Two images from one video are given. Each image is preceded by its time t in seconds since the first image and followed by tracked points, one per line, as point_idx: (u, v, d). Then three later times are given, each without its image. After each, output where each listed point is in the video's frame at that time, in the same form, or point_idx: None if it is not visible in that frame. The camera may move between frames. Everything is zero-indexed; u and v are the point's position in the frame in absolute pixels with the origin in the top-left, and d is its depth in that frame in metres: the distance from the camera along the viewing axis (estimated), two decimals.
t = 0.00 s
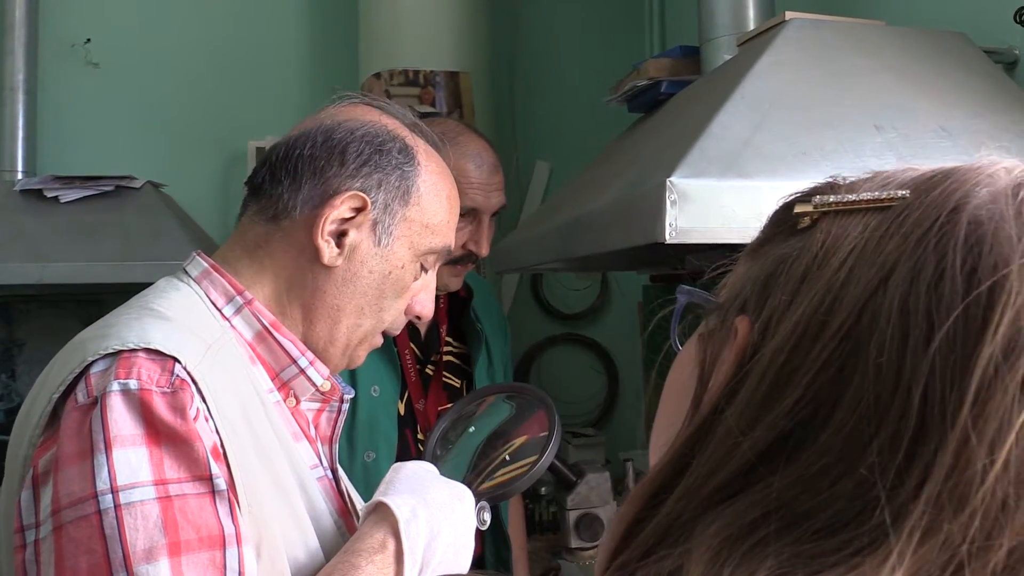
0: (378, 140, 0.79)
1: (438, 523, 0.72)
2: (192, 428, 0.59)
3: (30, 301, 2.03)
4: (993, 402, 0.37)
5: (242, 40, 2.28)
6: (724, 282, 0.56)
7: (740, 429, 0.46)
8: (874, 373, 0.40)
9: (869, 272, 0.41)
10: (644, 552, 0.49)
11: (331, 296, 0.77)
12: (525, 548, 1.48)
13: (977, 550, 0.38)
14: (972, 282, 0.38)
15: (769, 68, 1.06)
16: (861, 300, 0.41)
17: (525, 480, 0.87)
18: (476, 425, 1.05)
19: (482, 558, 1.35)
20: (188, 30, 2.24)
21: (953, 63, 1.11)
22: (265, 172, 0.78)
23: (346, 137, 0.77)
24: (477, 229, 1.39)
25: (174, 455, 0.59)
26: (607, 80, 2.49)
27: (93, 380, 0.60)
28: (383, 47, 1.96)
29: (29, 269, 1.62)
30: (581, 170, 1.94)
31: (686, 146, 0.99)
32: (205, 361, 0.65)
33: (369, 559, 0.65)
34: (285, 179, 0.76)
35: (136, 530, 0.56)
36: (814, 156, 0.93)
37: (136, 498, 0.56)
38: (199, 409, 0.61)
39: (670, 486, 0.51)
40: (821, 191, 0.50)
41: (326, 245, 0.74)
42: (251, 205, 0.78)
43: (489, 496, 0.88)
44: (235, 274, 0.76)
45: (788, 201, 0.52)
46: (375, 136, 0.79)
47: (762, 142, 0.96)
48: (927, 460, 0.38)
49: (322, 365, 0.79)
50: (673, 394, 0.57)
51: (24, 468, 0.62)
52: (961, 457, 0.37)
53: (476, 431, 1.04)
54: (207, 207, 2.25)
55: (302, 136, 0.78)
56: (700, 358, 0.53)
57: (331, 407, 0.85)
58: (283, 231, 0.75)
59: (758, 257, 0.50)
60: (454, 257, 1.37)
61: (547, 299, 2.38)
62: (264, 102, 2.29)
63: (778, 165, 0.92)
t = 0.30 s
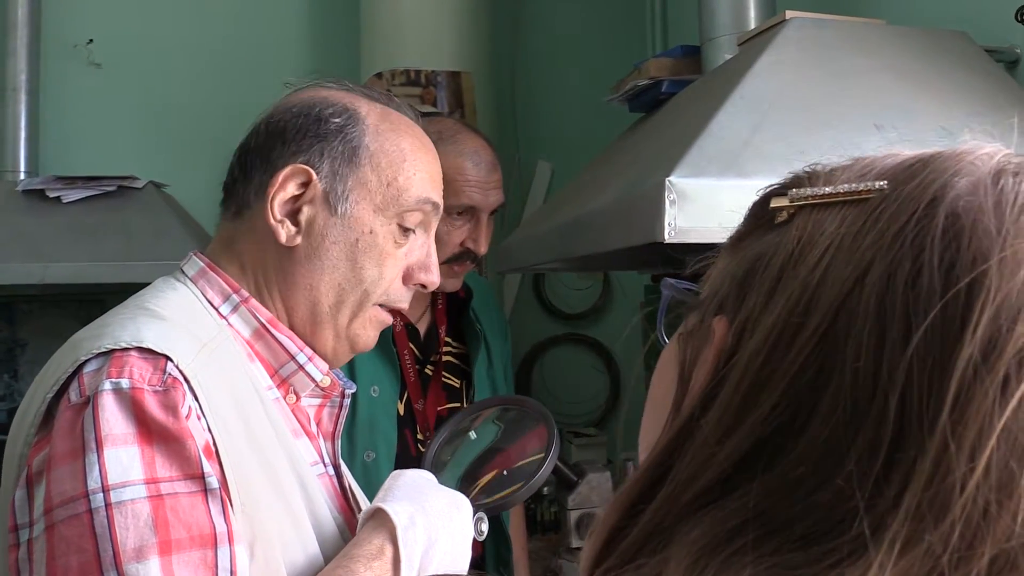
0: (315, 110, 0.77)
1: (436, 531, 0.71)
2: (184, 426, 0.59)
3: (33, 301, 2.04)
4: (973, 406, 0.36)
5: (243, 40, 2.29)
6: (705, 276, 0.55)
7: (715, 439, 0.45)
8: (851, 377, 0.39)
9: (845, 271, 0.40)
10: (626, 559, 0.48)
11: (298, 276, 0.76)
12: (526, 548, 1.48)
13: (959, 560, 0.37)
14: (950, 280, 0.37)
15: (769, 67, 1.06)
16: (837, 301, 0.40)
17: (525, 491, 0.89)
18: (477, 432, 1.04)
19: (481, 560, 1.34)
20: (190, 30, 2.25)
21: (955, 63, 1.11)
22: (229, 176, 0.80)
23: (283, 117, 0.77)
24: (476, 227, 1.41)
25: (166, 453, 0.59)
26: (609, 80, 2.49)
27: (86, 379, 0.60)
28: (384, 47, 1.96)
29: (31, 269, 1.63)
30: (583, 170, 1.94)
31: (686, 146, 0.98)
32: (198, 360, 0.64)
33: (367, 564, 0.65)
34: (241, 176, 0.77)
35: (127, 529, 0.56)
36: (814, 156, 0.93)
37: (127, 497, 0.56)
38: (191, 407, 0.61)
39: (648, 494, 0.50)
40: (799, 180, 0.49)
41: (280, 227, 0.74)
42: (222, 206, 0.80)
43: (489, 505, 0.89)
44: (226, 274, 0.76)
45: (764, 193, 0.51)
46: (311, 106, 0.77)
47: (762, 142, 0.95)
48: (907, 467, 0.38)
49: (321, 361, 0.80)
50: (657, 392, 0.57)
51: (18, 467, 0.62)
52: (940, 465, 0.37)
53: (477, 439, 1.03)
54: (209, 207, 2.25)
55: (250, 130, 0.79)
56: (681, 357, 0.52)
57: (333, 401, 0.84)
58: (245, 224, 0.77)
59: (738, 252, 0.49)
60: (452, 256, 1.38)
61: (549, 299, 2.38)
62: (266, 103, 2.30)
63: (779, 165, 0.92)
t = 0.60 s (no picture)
0: (299, 103, 0.77)
1: (434, 536, 0.71)
2: (174, 429, 0.59)
3: (39, 303, 2.04)
4: (963, 415, 0.35)
5: (247, 42, 2.29)
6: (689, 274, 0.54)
7: (701, 455, 0.44)
8: (838, 389, 0.38)
9: (826, 273, 0.39)
10: None
11: (287, 269, 0.76)
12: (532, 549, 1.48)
13: None
14: (935, 281, 0.36)
15: (772, 66, 1.05)
16: (819, 306, 0.39)
17: (530, 496, 0.87)
18: (480, 437, 1.04)
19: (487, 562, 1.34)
20: (194, 32, 2.25)
21: (959, 60, 1.10)
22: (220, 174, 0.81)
23: (268, 113, 0.77)
24: (474, 225, 1.40)
25: (155, 456, 0.58)
26: (613, 79, 2.48)
27: (76, 383, 0.60)
28: (386, 48, 1.95)
29: (36, 270, 1.63)
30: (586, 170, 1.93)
31: (688, 146, 0.98)
32: (191, 362, 0.64)
33: (363, 569, 0.64)
34: (229, 173, 0.78)
35: (115, 532, 0.56)
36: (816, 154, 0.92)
37: (115, 501, 0.56)
38: (182, 410, 0.61)
39: (638, 505, 0.50)
40: (776, 169, 0.48)
41: (267, 222, 0.75)
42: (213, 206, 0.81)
43: (494, 511, 0.89)
44: (223, 274, 0.76)
45: (743, 187, 0.50)
46: (293, 101, 0.78)
47: (764, 142, 0.95)
48: (898, 482, 0.37)
49: (320, 360, 0.80)
50: (648, 396, 0.56)
51: (12, 470, 0.62)
52: (932, 481, 0.36)
53: (481, 444, 1.03)
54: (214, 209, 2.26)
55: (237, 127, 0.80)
56: (666, 362, 0.51)
57: (334, 401, 0.84)
58: (235, 223, 0.77)
59: (719, 248, 0.48)
60: (450, 254, 1.37)
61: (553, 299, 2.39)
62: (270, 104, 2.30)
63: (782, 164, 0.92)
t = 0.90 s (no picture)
0: (309, 106, 0.77)
1: (440, 534, 0.71)
2: (181, 429, 0.59)
3: (46, 304, 2.05)
4: (975, 438, 0.32)
5: (253, 43, 2.30)
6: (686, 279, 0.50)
7: (706, 482, 0.41)
8: (845, 411, 0.35)
9: (827, 286, 0.36)
10: None
11: (302, 272, 0.76)
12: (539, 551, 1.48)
13: None
14: (941, 293, 0.33)
15: (780, 66, 1.05)
16: (822, 322, 0.36)
17: (533, 497, 0.87)
18: (484, 437, 1.03)
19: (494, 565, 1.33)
20: (200, 32, 2.26)
21: (969, 59, 1.09)
22: (222, 176, 0.80)
23: (277, 116, 0.77)
24: (467, 211, 1.41)
25: (163, 456, 0.58)
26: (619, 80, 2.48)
27: (84, 384, 0.60)
28: (392, 48, 1.95)
29: (44, 271, 1.64)
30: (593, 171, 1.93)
31: (695, 147, 0.97)
32: (197, 363, 0.64)
33: (370, 568, 0.64)
34: (235, 175, 0.77)
35: (122, 532, 0.55)
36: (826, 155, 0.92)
37: (123, 501, 0.56)
38: (188, 410, 0.61)
39: (643, 527, 0.46)
40: (769, 169, 0.43)
41: (282, 226, 0.75)
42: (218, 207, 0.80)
43: (498, 510, 0.88)
44: (228, 275, 0.76)
45: (736, 185, 0.46)
46: (304, 103, 0.77)
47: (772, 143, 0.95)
48: (913, 507, 0.34)
49: (325, 362, 0.79)
50: (654, 403, 0.54)
51: (21, 471, 0.62)
52: (947, 507, 0.33)
53: (485, 444, 1.03)
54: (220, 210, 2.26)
55: (242, 129, 0.79)
56: (666, 374, 0.48)
57: (339, 402, 0.84)
58: (246, 227, 0.76)
59: (716, 252, 0.44)
60: (447, 243, 1.37)
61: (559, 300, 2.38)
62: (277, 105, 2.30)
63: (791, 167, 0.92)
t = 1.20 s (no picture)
0: (317, 109, 0.77)
1: (449, 535, 0.70)
2: (194, 430, 0.59)
3: (52, 304, 2.06)
4: (992, 445, 0.32)
5: (259, 45, 2.30)
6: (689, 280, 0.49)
7: (716, 494, 0.40)
8: (859, 421, 0.35)
9: (836, 293, 0.35)
10: None
11: (321, 274, 0.77)
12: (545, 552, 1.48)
13: None
14: (953, 298, 0.33)
15: (787, 67, 1.04)
16: (831, 330, 0.35)
17: (540, 495, 0.87)
18: (490, 436, 1.03)
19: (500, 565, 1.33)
20: (206, 34, 2.27)
21: (977, 59, 1.09)
22: (226, 180, 0.78)
23: (285, 119, 0.76)
24: (467, 208, 1.40)
25: (176, 457, 0.58)
26: (624, 82, 2.48)
27: (96, 386, 0.60)
28: (398, 49, 1.96)
29: (51, 272, 1.64)
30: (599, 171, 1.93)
31: (703, 148, 0.97)
32: (207, 365, 0.64)
33: (379, 568, 0.64)
34: (245, 180, 0.76)
35: (137, 534, 0.55)
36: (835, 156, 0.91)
37: (137, 502, 0.56)
38: (200, 412, 0.61)
39: (652, 539, 0.45)
40: (771, 167, 0.42)
41: (300, 229, 0.75)
42: (224, 212, 0.78)
43: (505, 509, 0.89)
44: (235, 277, 0.76)
45: (736, 185, 0.44)
46: (313, 106, 0.77)
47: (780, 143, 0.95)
48: (929, 519, 0.34)
49: (332, 363, 0.79)
50: (660, 411, 0.53)
51: (33, 473, 0.62)
52: (964, 517, 0.33)
53: (492, 443, 1.02)
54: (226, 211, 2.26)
55: (246, 132, 0.77)
56: (673, 379, 0.47)
57: (345, 404, 0.84)
58: (257, 231, 0.76)
59: (719, 254, 0.43)
60: (449, 241, 1.37)
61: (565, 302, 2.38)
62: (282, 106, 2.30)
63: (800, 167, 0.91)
